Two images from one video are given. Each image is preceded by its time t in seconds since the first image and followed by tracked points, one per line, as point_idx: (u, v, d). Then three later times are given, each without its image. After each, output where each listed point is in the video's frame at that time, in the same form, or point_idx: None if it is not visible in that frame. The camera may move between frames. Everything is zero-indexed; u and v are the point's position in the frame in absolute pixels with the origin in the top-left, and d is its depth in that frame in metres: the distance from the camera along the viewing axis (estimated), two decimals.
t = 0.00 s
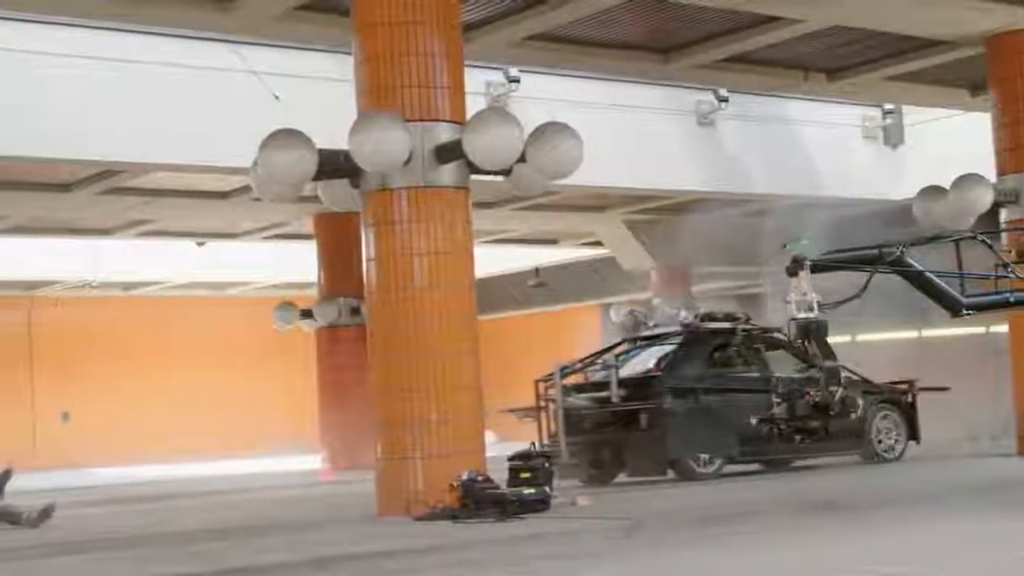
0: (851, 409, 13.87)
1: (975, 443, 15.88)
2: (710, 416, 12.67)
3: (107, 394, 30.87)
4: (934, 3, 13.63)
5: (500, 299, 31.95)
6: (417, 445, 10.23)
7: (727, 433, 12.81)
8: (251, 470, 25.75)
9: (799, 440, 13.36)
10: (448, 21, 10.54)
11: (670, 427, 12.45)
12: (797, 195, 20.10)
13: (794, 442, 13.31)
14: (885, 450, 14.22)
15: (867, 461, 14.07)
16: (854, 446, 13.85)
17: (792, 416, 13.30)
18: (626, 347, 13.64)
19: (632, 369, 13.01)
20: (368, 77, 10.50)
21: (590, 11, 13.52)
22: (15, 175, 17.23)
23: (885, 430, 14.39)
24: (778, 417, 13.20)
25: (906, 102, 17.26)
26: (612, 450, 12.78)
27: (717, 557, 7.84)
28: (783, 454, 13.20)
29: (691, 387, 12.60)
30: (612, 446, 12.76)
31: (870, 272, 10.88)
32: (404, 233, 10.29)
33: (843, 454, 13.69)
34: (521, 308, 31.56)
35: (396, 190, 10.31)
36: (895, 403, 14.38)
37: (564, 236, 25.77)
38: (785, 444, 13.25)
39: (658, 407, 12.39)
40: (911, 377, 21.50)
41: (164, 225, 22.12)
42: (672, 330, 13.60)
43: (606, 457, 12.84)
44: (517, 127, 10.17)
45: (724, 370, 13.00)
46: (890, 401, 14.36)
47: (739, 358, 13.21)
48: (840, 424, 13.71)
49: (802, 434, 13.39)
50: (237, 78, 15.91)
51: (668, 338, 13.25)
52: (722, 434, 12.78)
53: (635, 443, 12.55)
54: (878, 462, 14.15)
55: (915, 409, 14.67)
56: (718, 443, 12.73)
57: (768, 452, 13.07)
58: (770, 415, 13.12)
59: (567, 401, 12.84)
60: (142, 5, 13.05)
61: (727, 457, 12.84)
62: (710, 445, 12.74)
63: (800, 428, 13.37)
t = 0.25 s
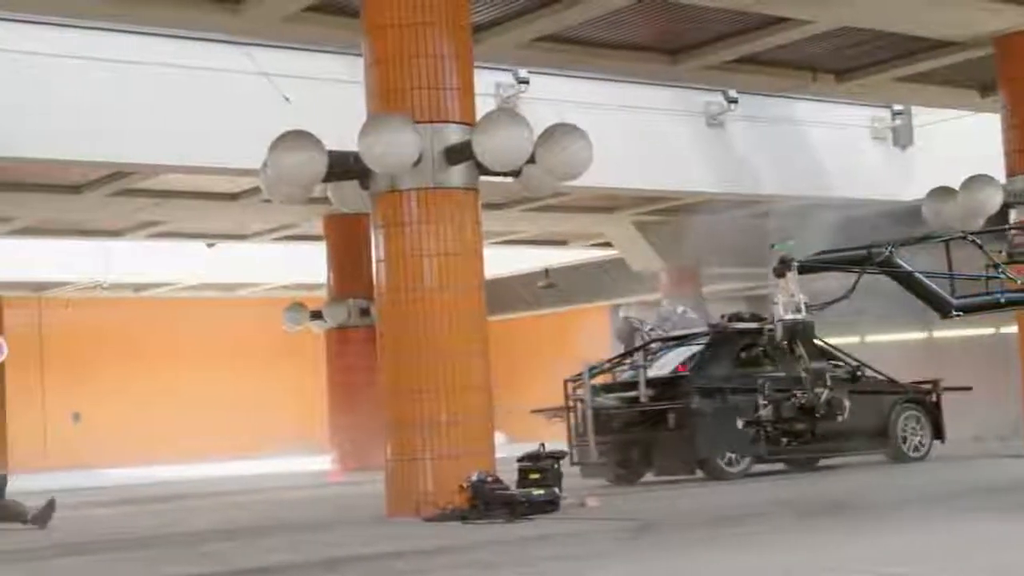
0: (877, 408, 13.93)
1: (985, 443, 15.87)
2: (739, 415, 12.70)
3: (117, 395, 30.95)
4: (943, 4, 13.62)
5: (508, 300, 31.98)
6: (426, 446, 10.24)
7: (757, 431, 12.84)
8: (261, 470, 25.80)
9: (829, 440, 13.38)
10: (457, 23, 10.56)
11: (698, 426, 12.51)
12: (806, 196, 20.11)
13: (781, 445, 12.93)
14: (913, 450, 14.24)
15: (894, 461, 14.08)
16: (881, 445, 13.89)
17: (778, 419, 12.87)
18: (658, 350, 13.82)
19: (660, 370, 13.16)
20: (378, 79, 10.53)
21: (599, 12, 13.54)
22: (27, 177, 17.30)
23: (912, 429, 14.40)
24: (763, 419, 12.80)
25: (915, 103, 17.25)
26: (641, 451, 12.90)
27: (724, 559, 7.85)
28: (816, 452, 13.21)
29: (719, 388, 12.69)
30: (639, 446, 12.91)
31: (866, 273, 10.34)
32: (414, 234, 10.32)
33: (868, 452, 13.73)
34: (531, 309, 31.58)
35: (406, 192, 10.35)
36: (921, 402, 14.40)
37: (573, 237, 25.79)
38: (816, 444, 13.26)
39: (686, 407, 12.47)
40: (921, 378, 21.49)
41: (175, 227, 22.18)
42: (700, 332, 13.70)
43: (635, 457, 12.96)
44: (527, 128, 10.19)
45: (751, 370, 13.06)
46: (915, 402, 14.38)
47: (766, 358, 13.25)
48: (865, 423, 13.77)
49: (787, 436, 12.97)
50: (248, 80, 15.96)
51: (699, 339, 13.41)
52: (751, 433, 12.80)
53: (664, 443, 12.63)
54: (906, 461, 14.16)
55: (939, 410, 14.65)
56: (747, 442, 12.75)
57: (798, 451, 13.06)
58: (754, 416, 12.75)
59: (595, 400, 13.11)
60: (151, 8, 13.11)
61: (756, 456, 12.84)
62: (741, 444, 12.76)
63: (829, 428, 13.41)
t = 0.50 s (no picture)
0: (897, 407, 14.07)
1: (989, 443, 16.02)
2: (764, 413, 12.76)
3: (129, 395, 31.12)
4: (948, 8, 13.76)
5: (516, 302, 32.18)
6: (434, 446, 10.41)
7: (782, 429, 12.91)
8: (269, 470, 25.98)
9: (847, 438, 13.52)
10: (466, 28, 10.73)
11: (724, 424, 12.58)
12: (812, 198, 20.26)
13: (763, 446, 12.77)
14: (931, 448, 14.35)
15: (913, 460, 14.21)
16: (900, 444, 14.03)
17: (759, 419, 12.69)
18: (678, 348, 13.97)
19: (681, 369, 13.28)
20: (388, 84, 10.70)
21: (606, 17, 13.70)
22: (38, 180, 17.48)
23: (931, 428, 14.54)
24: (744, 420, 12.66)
25: (921, 106, 17.40)
26: (666, 449, 13.08)
27: (728, 555, 8.01)
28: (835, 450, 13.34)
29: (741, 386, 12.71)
30: (663, 444, 13.08)
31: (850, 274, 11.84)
32: (424, 236, 10.49)
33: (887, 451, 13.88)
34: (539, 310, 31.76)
35: (416, 194, 10.53)
36: (941, 402, 14.53)
37: (580, 239, 25.97)
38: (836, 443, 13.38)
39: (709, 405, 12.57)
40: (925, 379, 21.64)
41: (185, 229, 22.37)
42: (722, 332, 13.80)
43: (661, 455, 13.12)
44: (535, 131, 10.35)
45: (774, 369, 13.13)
46: (935, 401, 14.50)
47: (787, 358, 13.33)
48: (884, 421, 13.91)
49: (768, 437, 12.82)
50: (260, 83, 16.14)
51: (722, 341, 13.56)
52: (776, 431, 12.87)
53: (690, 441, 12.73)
54: (924, 460, 14.30)
55: (959, 410, 14.78)
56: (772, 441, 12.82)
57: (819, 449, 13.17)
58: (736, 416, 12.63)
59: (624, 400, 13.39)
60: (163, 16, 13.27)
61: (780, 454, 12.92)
62: (766, 442, 12.83)
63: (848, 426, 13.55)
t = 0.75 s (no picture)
0: (917, 408, 14.15)
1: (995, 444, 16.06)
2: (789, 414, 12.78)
3: (137, 396, 31.20)
4: (954, 11, 13.79)
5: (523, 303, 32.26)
6: (441, 446, 10.47)
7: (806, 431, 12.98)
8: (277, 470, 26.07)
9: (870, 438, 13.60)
10: (473, 31, 10.78)
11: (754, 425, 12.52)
12: (817, 200, 20.30)
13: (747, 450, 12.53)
14: (952, 449, 14.42)
15: (934, 460, 14.28)
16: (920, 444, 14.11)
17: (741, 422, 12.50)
18: (701, 350, 14.20)
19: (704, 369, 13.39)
20: (395, 86, 10.76)
21: (612, 19, 13.75)
22: (47, 182, 17.56)
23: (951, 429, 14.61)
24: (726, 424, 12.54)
25: (927, 109, 17.43)
26: (689, 450, 13.25)
27: (734, 557, 8.05)
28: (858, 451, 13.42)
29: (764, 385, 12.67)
30: (687, 444, 13.24)
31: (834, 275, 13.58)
32: (431, 238, 10.54)
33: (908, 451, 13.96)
34: (545, 311, 31.83)
35: (424, 195, 10.58)
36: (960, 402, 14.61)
37: (587, 240, 26.04)
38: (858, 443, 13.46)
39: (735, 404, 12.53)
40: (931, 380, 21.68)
41: (193, 230, 22.46)
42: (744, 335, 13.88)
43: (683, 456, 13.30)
44: (542, 133, 10.40)
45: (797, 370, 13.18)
46: (954, 402, 14.58)
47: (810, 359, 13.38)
48: (905, 422, 13.98)
49: (751, 441, 12.54)
50: (268, 85, 16.21)
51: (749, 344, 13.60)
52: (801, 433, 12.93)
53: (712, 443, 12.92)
54: (945, 460, 14.36)
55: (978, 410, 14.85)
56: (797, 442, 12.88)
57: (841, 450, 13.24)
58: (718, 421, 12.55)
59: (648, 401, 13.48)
60: (169, 17, 13.31)
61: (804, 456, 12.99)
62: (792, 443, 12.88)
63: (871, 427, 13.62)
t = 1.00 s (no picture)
0: (937, 411, 14.27)
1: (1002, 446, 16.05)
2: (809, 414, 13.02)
3: (142, 397, 31.25)
4: (960, 13, 13.78)
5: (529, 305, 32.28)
6: (446, 448, 10.47)
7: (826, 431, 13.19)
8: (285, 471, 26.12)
9: (891, 440, 13.76)
10: (479, 33, 10.78)
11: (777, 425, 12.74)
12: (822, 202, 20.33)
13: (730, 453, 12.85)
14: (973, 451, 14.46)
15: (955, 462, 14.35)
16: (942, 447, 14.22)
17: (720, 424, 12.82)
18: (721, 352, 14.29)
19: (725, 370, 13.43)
20: (401, 88, 10.77)
21: (618, 21, 13.74)
22: (56, 184, 17.62)
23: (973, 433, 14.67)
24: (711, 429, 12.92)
25: (933, 110, 17.42)
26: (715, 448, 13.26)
27: (738, 560, 8.04)
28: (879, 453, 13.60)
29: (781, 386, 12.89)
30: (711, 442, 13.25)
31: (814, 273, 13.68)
32: (437, 240, 10.55)
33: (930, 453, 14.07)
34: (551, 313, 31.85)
35: (429, 197, 10.59)
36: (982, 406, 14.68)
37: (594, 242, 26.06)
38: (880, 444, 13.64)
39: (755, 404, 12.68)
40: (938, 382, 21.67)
41: (200, 232, 22.49)
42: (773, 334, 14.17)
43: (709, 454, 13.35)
44: (548, 135, 10.38)
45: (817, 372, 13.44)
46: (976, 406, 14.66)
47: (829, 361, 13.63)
48: (926, 425, 14.12)
49: (734, 444, 12.88)
50: (274, 87, 16.23)
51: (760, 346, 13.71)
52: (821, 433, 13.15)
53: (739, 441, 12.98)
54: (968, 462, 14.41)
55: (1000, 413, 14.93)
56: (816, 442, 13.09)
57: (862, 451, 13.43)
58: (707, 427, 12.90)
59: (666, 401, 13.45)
60: (170, 21, 13.34)
61: (824, 456, 13.20)
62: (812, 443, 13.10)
63: (892, 429, 13.79)
